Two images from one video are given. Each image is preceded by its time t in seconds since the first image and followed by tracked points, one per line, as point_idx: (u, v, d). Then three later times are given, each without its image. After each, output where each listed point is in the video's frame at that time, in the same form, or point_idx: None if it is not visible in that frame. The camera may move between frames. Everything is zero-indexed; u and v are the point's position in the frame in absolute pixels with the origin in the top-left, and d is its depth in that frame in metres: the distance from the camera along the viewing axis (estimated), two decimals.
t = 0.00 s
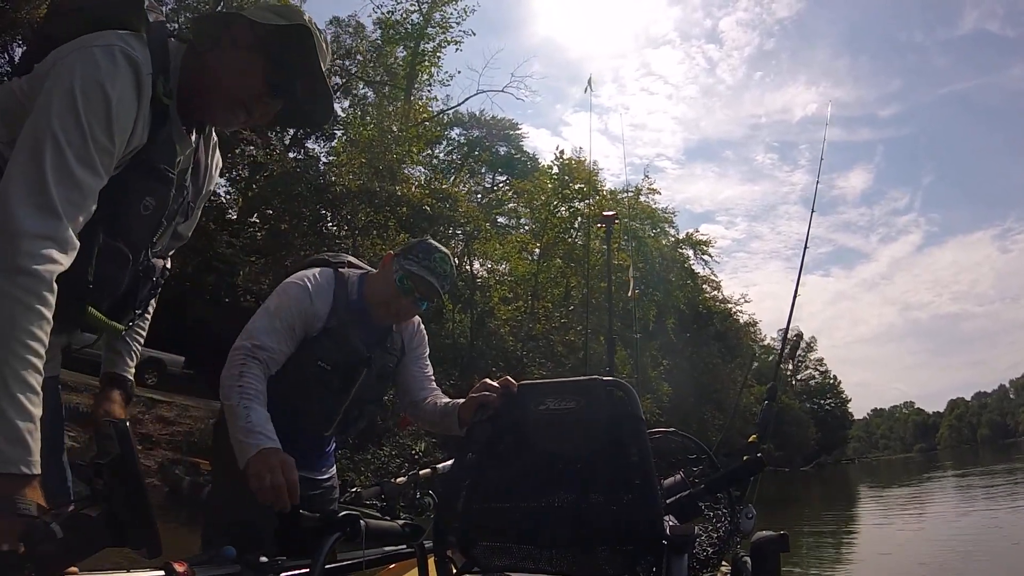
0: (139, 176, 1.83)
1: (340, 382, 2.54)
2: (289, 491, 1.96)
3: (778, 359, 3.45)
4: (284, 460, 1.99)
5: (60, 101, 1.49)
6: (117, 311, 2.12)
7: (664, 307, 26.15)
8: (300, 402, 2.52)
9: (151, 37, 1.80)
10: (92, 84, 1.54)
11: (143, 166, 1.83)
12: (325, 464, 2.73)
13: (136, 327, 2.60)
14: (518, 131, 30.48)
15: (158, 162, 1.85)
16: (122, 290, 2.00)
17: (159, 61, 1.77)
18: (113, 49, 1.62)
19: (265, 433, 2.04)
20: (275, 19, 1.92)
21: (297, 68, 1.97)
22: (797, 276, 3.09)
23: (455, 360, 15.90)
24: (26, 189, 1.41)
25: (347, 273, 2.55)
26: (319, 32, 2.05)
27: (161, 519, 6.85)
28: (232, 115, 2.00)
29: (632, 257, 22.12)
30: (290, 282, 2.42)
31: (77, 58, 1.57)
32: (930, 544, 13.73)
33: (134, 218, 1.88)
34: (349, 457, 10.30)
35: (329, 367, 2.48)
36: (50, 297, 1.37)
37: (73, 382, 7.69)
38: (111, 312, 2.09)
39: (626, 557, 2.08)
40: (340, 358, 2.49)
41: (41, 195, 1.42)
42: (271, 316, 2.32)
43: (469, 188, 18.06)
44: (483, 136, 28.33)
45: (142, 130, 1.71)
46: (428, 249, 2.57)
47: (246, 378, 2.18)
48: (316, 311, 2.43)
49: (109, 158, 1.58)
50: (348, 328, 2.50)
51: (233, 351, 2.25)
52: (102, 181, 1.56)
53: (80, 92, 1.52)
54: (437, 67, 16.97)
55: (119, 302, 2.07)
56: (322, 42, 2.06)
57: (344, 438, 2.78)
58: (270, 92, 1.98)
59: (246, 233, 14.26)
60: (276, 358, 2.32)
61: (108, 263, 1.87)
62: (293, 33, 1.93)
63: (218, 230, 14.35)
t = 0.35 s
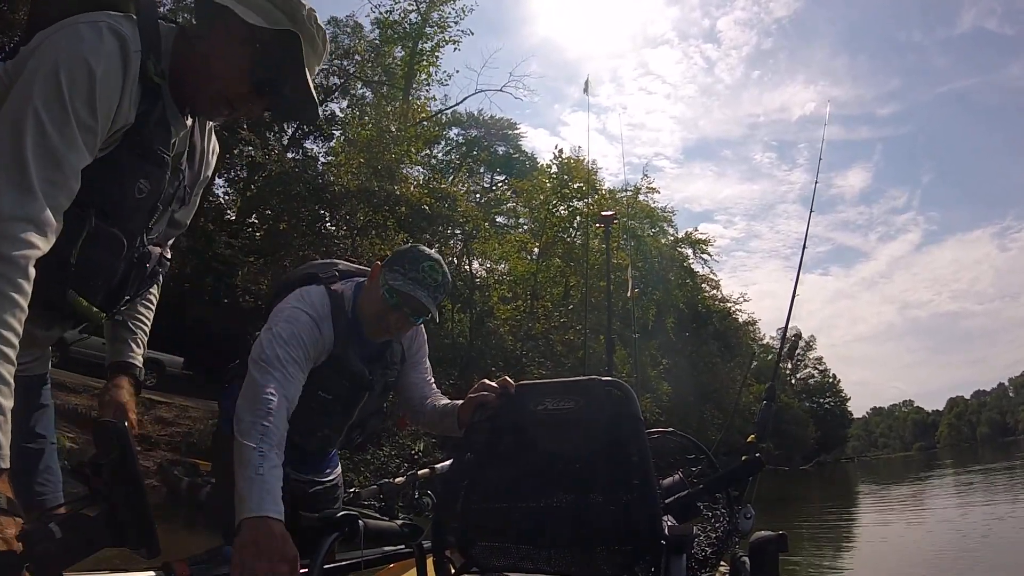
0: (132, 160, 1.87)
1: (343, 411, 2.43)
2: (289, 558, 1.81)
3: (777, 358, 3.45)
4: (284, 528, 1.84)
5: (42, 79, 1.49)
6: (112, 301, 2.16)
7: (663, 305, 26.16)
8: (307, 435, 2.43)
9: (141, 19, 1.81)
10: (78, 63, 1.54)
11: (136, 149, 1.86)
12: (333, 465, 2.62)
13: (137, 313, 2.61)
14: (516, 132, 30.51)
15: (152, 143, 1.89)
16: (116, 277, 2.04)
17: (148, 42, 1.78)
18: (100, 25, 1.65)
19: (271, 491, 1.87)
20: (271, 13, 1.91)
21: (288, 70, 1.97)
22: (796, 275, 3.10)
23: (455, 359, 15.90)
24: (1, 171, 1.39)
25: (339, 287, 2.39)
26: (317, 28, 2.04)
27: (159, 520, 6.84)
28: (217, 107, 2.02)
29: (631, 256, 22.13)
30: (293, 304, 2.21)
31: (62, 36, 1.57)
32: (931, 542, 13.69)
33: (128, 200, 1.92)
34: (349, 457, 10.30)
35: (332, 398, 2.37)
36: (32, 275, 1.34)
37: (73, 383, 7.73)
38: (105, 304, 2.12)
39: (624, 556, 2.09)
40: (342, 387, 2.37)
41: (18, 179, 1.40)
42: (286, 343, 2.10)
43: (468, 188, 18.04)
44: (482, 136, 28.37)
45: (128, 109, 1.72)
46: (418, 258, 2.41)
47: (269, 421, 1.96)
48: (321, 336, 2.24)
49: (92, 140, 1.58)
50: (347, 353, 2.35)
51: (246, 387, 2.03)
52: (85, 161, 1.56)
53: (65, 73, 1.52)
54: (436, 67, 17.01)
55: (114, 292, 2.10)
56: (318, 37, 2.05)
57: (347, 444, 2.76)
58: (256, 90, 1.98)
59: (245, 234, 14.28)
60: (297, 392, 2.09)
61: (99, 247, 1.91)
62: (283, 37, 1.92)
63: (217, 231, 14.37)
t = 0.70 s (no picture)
0: (137, 157, 1.88)
1: (341, 416, 2.44)
2: None
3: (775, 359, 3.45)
4: (284, 548, 1.88)
5: (44, 71, 1.49)
6: (112, 302, 2.16)
7: (663, 305, 26.16)
8: (305, 440, 2.43)
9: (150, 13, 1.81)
10: (81, 55, 1.54)
11: (141, 144, 1.87)
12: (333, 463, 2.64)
13: (136, 318, 2.62)
14: (517, 131, 30.55)
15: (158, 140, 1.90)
16: (116, 277, 2.05)
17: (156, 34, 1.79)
18: (106, 16, 1.65)
19: (270, 511, 1.90)
20: (276, 16, 1.89)
21: (289, 73, 1.93)
22: (795, 274, 3.10)
23: (454, 358, 15.90)
24: None
25: (334, 292, 2.38)
26: (328, 32, 2.01)
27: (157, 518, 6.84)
28: (221, 108, 2.01)
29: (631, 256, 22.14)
30: (287, 313, 2.20)
31: (67, 27, 1.58)
32: (928, 543, 13.74)
33: (131, 197, 1.92)
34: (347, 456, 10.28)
35: (328, 405, 2.38)
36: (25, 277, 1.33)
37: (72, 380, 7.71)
38: (106, 304, 2.12)
39: (620, 557, 2.10)
40: (340, 395, 2.38)
41: (16, 171, 1.39)
42: (282, 354, 2.10)
43: (469, 187, 18.04)
44: (482, 135, 28.38)
45: (134, 103, 1.73)
46: (414, 275, 2.36)
47: (269, 439, 1.98)
48: (317, 345, 2.23)
49: (94, 137, 1.58)
50: (344, 362, 2.35)
51: (244, 399, 2.03)
52: (86, 158, 1.55)
53: (68, 63, 1.52)
54: (436, 65, 17.14)
55: (115, 291, 2.11)
56: (330, 42, 2.02)
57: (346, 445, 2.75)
58: (259, 93, 1.95)
59: (245, 232, 14.26)
60: (294, 403, 2.10)
61: (100, 246, 1.91)
62: (286, 41, 1.90)
63: (217, 229, 14.35)
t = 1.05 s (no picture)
0: (142, 156, 1.88)
1: (341, 422, 2.43)
2: None
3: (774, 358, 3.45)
4: (289, 554, 1.90)
5: (48, 69, 1.49)
6: (114, 303, 2.16)
7: (664, 305, 26.17)
8: (304, 446, 2.43)
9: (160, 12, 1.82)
10: (84, 53, 1.54)
11: (147, 144, 1.88)
12: (331, 466, 2.64)
13: (141, 321, 2.62)
14: (517, 131, 30.56)
15: (164, 140, 1.90)
16: (118, 277, 2.05)
17: (164, 32, 1.79)
18: (112, 11, 1.65)
19: (277, 521, 1.91)
20: (286, 18, 1.89)
21: (297, 76, 1.93)
22: (794, 274, 3.10)
23: (455, 358, 15.94)
24: None
25: (337, 301, 2.37)
26: (339, 32, 2.00)
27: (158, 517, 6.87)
28: (228, 109, 2.01)
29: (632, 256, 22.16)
30: (292, 323, 2.19)
31: (73, 24, 1.58)
32: (927, 544, 13.78)
33: (136, 198, 1.93)
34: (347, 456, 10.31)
35: (330, 414, 2.38)
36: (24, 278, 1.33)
37: (72, 379, 7.70)
38: (107, 304, 2.12)
39: (619, 558, 2.11)
40: (342, 403, 2.38)
41: (15, 170, 1.38)
42: (288, 363, 2.09)
43: (469, 187, 18.05)
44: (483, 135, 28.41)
45: (140, 101, 1.74)
46: (420, 296, 2.38)
47: (277, 448, 1.98)
48: (321, 356, 2.23)
49: (97, 136, 1.58)
50: (347, 372, 2.35)
51: (250, 407, 2.03)
52: (88, 156, 1.54)
53: (71, 60, 1.52)
54: (436, 65, 17.18)
55: (116, 291, 2.10)
56: (340, 43, 2.01)
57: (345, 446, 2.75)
58: (267, 94, 1.95)
59: (245, 232, 14.26)
60: (298, 413, 2.11)
61: (103, 247, 1.90)
62: (296, 44, 1.89)
63: (218, 229, 14.34)
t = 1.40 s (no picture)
0: (146, 158, 1.88)
1: (340, 421, 2.44)
2: None
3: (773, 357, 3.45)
4: (285, 553, 1.90)
5: (52, 70, 1.49)
6: (115, 305, 2.16)
7: (664, 305, 26.15)
8: (303, 446, 2.43)
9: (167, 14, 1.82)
10: (89, 53, 1.54)
11: (152, 146, 1.88)
12: (328, 465, 2.64)
13: (141, 324, 2.63)
14: (518, 131, 30.49)
15: (169, 142, 1.91)
16: (119, 280, 2.06)
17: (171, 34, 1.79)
18: (119, 12, 1.65)
19: (271, 522, 1.91)
20: (294, 23, 1.87)
21: (305, 82, 1.93)
22: (793, 273, 3.10)
23: (456, 358, 15.94)
24: None
25: (337, 301, 2.37)
26: (347, 38, 1.98)
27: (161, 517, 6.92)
28: (234, 112, 2.01)
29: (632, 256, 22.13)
30: (289, 323, 2.19)
31: (79, 24, 1.58)
32: (926, 544, 13.82)
33: (138, 201, 1.93)
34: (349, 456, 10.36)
35: (328, 413, 2.38)
36: (23, 281, 1.32)
37: (74, 380, 7.70)
38: (108, 306, 2.13)
39: (618, 557, 2.11)
40: (340, 404, 2.38)
41: (16, 170, 1.38)
42: (284, 365, 2.09)
43: (470, 186, 18.01)
44: (483, 134, 28.37)
45: (145, 103, 1.74)
46: (419, 293, 2.37)
47: (269, 449, 1.98)
48: (320, 357, 2.23)
49: (101, 137, 1.57)
50: (346, 373, 2.34)
51: (243, 408, 2.02)
52: (90, 157, 1.54)
53: (76, 60, 1.52)
54: (437, 65, 17.16)
55: (117, 293, 2.11)
56: (348, 48, 1.99)
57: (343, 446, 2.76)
58: (274, 99, 1.96)
59: (246, 232, 14.27)
60: (294, 414, 2.10)
61: (105, 250, 1.91)
62: (304, 49, 1.88)
63: (219, 229, 14.35)
